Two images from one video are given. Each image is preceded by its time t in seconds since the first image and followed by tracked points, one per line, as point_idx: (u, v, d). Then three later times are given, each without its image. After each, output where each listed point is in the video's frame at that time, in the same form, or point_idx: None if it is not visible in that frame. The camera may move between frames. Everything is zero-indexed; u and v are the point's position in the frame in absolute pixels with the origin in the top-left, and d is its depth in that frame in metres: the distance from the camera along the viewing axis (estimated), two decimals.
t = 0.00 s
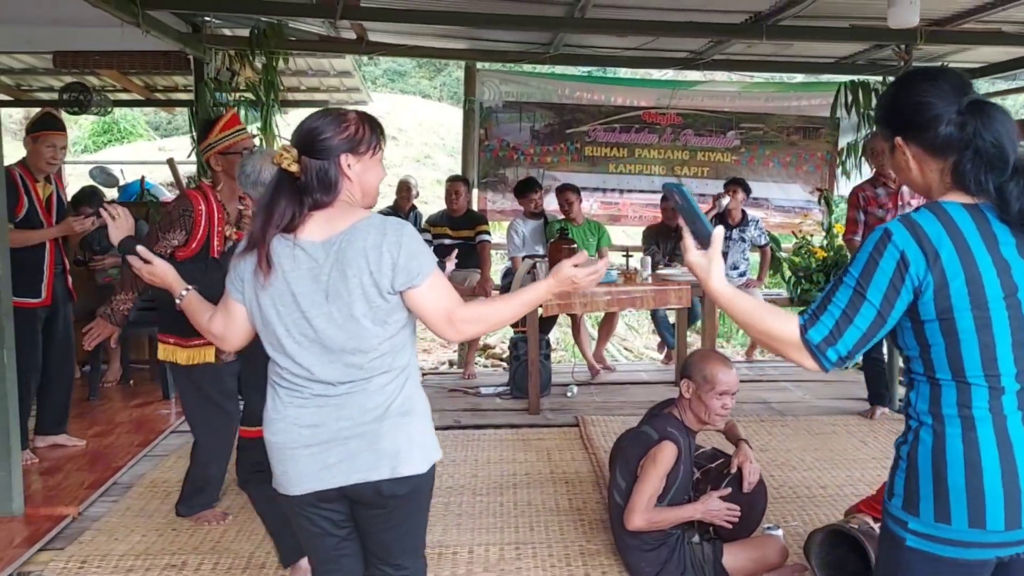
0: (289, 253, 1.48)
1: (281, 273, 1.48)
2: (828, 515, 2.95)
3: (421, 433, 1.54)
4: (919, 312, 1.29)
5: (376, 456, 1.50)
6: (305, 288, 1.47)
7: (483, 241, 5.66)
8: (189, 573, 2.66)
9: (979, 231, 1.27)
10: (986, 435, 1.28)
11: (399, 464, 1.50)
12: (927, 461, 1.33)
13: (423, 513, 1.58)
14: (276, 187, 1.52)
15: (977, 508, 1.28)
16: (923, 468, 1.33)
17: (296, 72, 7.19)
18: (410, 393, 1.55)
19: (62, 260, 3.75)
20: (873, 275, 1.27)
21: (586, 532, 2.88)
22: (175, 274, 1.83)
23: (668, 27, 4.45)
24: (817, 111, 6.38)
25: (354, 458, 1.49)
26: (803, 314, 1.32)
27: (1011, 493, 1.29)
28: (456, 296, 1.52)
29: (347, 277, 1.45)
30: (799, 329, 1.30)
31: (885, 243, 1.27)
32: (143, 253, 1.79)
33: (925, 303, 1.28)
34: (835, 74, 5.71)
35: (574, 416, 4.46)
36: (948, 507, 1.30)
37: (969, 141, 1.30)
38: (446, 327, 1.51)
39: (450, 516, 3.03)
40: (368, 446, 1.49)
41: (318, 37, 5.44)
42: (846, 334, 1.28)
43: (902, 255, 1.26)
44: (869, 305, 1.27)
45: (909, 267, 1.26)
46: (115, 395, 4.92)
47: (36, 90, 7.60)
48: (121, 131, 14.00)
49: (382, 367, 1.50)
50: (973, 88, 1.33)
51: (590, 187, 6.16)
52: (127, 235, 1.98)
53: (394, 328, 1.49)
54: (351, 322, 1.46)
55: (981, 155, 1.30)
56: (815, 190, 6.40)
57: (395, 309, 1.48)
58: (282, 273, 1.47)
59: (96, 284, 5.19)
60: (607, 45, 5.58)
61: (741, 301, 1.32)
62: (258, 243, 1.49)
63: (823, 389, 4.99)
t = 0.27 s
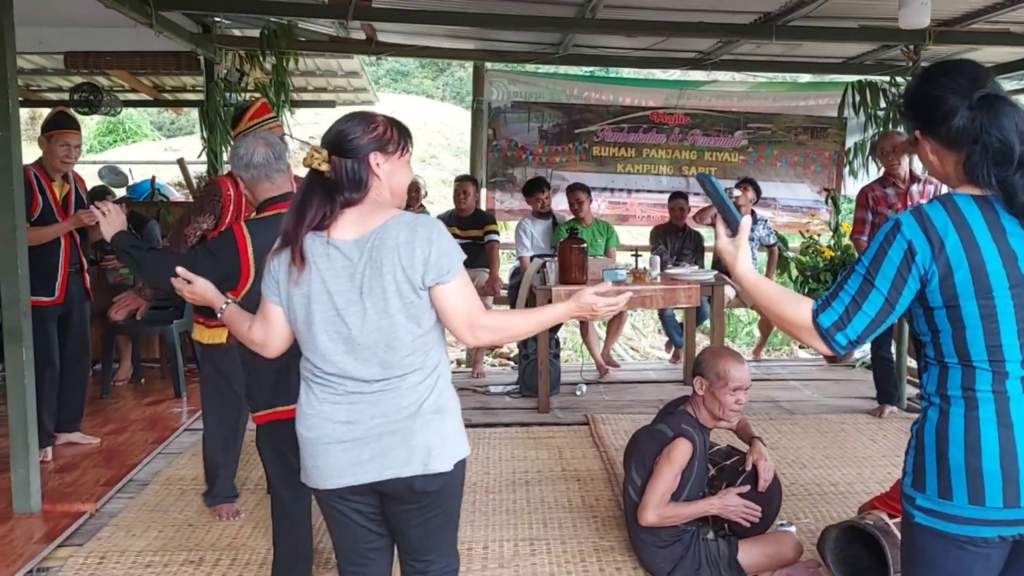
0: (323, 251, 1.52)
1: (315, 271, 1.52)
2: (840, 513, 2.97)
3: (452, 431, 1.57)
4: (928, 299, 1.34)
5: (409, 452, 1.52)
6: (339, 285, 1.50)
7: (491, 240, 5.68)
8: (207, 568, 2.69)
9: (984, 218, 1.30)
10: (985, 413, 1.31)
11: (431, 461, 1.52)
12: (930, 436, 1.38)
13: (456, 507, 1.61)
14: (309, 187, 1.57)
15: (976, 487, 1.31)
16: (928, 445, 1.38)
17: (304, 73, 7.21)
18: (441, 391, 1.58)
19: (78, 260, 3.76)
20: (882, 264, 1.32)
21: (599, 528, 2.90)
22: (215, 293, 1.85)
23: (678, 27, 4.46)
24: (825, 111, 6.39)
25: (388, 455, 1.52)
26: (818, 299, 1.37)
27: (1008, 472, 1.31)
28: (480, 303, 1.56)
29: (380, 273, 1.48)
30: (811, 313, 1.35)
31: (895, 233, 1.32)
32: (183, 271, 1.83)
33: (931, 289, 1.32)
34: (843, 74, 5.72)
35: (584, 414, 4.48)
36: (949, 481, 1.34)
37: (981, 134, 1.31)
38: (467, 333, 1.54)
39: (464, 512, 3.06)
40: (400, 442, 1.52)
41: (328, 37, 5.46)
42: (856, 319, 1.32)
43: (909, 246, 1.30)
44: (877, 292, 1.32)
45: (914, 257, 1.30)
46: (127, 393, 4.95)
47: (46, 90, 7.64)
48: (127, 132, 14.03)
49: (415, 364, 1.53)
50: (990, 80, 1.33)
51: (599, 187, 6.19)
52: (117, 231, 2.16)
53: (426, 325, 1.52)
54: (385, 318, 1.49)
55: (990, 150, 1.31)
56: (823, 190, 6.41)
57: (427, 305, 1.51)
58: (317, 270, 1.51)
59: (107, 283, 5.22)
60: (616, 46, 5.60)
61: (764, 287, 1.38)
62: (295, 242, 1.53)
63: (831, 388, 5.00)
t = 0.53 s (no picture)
0: (343, 245, 1.54)
1: (336, 265, 1.54)
2: (843, 510, 2.99)
3: (474, 418, 1.60)
4: (917, 307, 1.38)
5: (434, 442, 1.55)
6: (361, 279, 1.52)
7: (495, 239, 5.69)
8: (214, 566, 2.70)
9: (968, 229, 1.32)
10: (967, 421, 1.34)
11: (456, 450, 1.56)
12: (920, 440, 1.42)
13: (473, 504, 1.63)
14: (328, 182, 1.59)
15: (954, 490, 1.35)
16: (918, 449, 1.42)
17: (308, 73, 7.23)
18: (464, 380, 1.61)
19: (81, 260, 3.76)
20: (872, 272, 1.37)
21: (603, 526, 2.91)
22: (233, 280, 1.87)
23: (681, 27, 4.48)
24: (828, 110, 6.40)
25: (414, 445, 1.55)
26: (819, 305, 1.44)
27: (986, 479, 1.33)
28: (502, 287, 1.59)
29: (402, 265, 1.50)
30: (808, 317, 1.43)
31: (884, 244, 1.37)
32: (202, 260, 1.85)
33: (918, 297, 1.36)
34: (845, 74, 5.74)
35: (587, 413, 4.50)
36: (933, 485, 1.38)
37: (966, 154, 1.32)
38: (491, 318, 1.56)
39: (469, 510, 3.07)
40: (425, 431, 1.55)
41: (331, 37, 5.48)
42: (847, 325, 1.38)
43: (896, 256, 1.35)
44: (866, 301, 1.37)
45: (899, 267, 1.35)
46: (132, 392, 4.96)
47: (50, 90, 7.66)
48: (129, 132, 14.06)
49: (437, 354, 1.56)
50: (976, 96, 1.32)
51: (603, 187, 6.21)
52: (106, 238, 2.17)
53: (448, 316, 1.55)
54: (408, 310, 1.51)
55: (974, 167, 1.32)
56: (825, 189, 6.43)
57: (448, 296, 1.54)
58: (338, 264, 1.53)
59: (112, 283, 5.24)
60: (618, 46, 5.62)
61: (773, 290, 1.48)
62: (315, 238, 1.55)
63: (834, 386, 5.02)
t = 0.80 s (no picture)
0: (351, 246, 1.55)
1: (344, 266, 1.55)
2: (839, 507, 3.00)
3: (478, 423, 1.62)
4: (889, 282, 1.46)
5: (437, 446, 1.56)
6: (368, 280, 1.53)
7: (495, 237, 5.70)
8: (212, 563, 2.71)
9: (931, 210, 1.37)
10: (927, 390, 1.41)
11: (459, 455, 1.57)
12: (892, 408, 1.50)
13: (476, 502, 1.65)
14: (338, 183, 1.60)
15: (913, 453, 1.42)
16: (891, 415, 1.49)
17: (307, 72, 7.24)
18: (468, 385, 1.63)
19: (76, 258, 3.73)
20: (847, 249, 1.47)
21: (599, 523, 2.92)
22: (245, 291, 1.85)
23: (679, 27, 4.48)
24: (827, 110, 6.41)
25: (418, 448, 1.56)
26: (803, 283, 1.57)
27: (938, 445, 1.39)
28: (507, 294, 1.60)
29: (410, 267, 1.52)
30: (792, 292, 1.56)
31: (858, 224, 1.46)
32: (214, 273, 1.83)
33: (888, 274, 1.44)
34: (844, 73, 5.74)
35: (586, 412, 4.51)
36: (900, 451, 1.46)
37: (931, 139, 1.33)
38: (495, 325, 1.58)
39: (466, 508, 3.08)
40: (430, 435, 1.56)
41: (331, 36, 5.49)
42: (826, 301, 1.49)
43: (868, 235, 1.44)
44: (842, 277, 1.48)
45: (870, 245, 1.44)
46: (131, 391, 4.98)
47: (49, 90, 7.67)
48: (129, 131, 14.07)
49: (442, 358, 1.57)
50: (949, 82, 1.35)
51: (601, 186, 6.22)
52: (100, 238, 2.15)
53: (454, 320, 1.57)
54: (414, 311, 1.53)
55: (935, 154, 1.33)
56: (823, 188, 6.44)
57: (454, 300, 1.56)
58: (346, 265, 1.54)
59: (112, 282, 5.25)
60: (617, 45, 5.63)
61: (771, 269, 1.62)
62: (323, 238, 1.56)
63: (832, 385, 5.03)
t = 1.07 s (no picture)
0: (343, 245, 1.57)
1: (334, 265, 1.56)
2: (831, 506, 3.01)
3: (465, 425, 1.62)
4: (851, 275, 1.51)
5: (421, 446, 1.57)
6: (357, 280, 1.54)
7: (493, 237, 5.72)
8: (205, 563, 2.73)
9: (885, 208, 1.41)
10: (875, 384, 1.46)
11: (442, 456, 1.57)
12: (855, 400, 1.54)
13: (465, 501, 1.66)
14: (336, 184, 1.62)
15: (860, 442, 1.47)
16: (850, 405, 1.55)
17: (306, 73, 7.26)
18: (455, 387, 1.63)
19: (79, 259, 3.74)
20: (817, 242, 1.54)
21: (592, 522, 2.93)
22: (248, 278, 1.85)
23: (674, 28, 4.50)
24: (823, 111, 6.44)
25: (403, 448, 1.57)
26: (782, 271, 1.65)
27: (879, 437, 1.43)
28: (495, 299, 1.60)
29: (398, 269, 1.52)
30: (769, 279, 1.65)
31: (827, 218, 1.52)
32: (217, 257, 1.83)
33: (848, 268, 1.50)
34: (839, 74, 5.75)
35: (581, 412, 4.53)
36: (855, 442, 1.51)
37: (893, 140, 1.35)
38: (483, 328, 1.58)
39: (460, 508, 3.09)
40: (414, 435, 1.57)
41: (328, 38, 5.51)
42: (797, 289, 1.58)
43: (834, 229, 1.50)
44: (810, 269, 1.56)
45: (835, 239, 1.50)
46: (128, 391, 4.99)
47: (49, 91, 7.69)
48: (130, 132, 14.10)
49: (429, 359, 1.57)
50: (926, 81, 1.33)
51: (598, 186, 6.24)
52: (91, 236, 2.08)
53: (441, 321, 1.57)
54: (400, 312, 1.53)
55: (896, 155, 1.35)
56: (820, 189, 6.46)
57: (442, 302, 1.55)
58: (336, 264, 1.56)
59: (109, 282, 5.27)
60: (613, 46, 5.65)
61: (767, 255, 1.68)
62: (317, 236, 1.59)
63: (827, 385, 5.04)
